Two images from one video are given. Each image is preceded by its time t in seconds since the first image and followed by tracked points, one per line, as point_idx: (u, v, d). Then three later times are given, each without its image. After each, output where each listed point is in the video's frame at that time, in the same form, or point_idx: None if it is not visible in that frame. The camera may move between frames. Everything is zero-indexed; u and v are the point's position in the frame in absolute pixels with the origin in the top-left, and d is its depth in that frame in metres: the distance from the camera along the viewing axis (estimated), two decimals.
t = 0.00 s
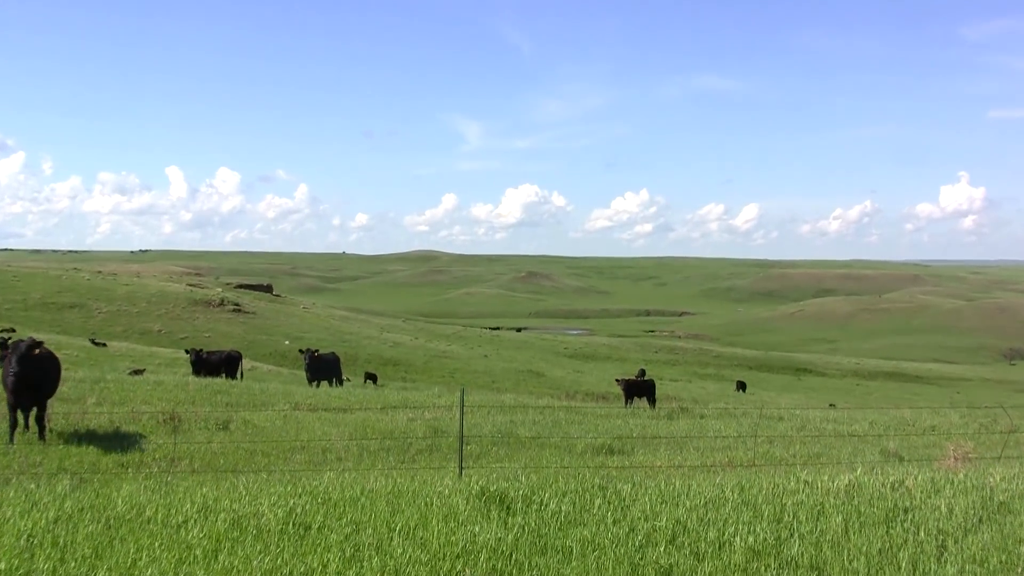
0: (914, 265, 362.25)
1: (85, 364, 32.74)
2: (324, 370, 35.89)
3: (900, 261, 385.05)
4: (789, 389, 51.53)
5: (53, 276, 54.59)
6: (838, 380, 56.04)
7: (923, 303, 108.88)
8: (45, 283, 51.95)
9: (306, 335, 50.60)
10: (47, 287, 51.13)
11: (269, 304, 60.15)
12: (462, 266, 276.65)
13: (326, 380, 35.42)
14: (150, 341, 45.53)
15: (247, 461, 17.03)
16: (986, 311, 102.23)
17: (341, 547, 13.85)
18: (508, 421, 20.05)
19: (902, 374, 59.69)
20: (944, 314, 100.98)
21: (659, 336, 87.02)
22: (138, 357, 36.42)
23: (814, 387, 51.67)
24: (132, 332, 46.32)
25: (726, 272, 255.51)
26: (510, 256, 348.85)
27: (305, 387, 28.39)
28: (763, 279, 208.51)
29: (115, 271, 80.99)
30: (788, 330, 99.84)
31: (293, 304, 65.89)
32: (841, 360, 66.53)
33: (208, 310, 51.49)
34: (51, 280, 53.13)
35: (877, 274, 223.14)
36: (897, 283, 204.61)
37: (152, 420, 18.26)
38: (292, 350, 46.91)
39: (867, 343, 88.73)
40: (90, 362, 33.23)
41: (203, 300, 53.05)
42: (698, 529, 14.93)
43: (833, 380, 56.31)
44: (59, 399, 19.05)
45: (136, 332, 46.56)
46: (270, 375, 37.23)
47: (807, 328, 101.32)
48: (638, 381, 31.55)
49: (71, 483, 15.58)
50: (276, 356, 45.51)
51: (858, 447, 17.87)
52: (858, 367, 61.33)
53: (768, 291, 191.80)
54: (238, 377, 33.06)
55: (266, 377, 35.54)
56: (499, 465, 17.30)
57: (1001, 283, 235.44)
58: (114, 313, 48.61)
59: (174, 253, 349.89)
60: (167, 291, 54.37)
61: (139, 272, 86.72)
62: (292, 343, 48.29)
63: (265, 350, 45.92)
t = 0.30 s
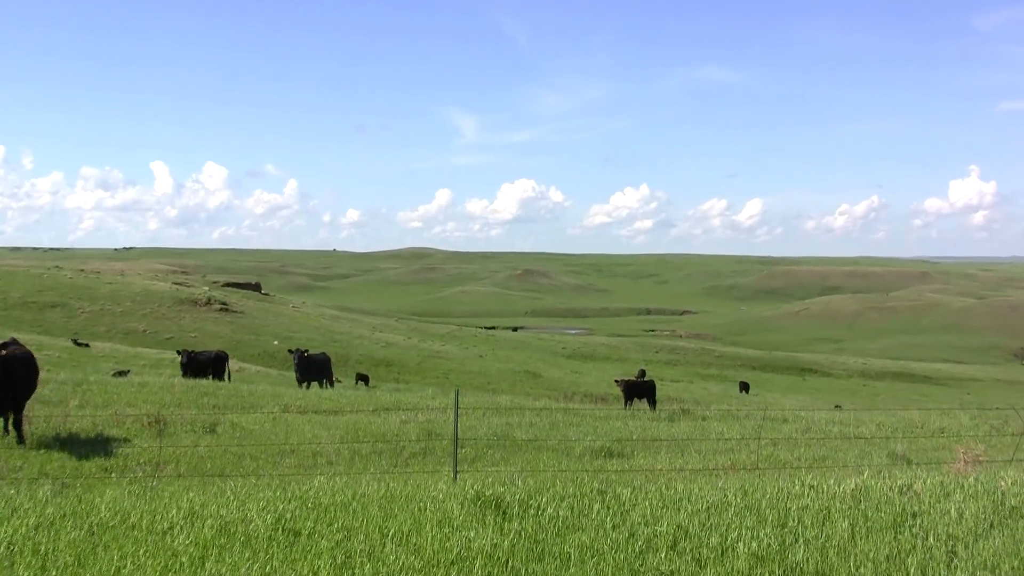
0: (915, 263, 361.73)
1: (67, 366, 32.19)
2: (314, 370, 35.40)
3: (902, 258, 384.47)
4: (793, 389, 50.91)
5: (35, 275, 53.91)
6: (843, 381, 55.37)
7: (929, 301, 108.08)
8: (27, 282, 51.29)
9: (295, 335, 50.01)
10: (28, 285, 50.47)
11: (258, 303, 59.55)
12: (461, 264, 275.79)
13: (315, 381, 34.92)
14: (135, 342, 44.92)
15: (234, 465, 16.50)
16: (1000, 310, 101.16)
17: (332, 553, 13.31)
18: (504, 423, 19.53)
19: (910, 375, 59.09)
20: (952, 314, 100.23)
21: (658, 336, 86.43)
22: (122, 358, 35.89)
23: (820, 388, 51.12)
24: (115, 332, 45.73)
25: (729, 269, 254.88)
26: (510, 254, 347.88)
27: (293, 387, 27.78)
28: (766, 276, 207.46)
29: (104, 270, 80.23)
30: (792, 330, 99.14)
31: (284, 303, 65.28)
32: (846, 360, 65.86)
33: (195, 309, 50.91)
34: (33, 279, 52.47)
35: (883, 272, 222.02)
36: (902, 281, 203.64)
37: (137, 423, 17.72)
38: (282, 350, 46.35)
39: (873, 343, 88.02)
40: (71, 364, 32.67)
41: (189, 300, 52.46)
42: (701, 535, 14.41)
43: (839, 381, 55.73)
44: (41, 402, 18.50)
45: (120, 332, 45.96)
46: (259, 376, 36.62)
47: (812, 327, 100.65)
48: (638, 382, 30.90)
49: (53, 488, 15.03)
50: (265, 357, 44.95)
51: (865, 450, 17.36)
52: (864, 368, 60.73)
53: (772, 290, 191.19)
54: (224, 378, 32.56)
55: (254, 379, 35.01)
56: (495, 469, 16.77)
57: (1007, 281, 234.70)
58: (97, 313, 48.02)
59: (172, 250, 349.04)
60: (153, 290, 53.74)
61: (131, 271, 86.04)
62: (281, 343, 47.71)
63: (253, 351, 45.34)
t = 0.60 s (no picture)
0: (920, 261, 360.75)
1: (51, 367, 31.65)
2: (307, 371, 34.85)
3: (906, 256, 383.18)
4: (801, 392, 50.25)
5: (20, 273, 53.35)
6: (852, 383, 54.70)
7: (939, 301, 107.14)
8: (12, 281, 50.75)
9: (287, 336, 49.45)
10: (12, 285, 49.94)
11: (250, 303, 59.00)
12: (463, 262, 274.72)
13: (308, 382, 34.35)
14: (122, 342, 44.40)
15: (225, 469, 15.99)
16: (1013, 309, 100.11)
17: (325, 560, 12.77)
18: (502, 426, 19.03)
19: (922, 376, 58.37)
20: (963, 313, 99.42)
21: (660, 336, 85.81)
22: (109, 359, 35.36)
23: (829, 390, 50.46)
24: (102, 332, 45.22)
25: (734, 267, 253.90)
26: (512, 251, 346.66)
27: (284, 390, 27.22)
28: (773, 275, 206.15)
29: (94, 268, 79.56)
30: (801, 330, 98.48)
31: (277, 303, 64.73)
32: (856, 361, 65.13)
33: (184, 309, 50.36)
34: (17, 278, 51.90)
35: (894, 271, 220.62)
36: (911, 280, 202.40)
37: (124, 427, 17.22)
38: (274, 351, 45.79)
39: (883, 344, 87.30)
40: (56, 365, 32.14)
41: (178, 299, 51.91)
42: (706, 541, 13.88)
43: (848, 383, 55.03)
44: (25, 405, 18.00)
45: (106, 332, 45.44)
46: (250, 378, 36.08)
47: (820, 327, 99.85)
48: (641, 385, 30.27)
49: (37, 493, 14.50)
50: (256, 357, 44.40)
51: (876, 454, 16.86)
52: (874, 369, 60.05)
53: (779, 289, 190.27)
54: (213, 380, 32.02)
55: (245, 381, 34.47)
56: (494, 473, 16.27)
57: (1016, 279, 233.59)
58: (82, 313, 47.49)
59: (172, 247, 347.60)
60: (141, 289, 53.19)
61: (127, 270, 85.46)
62: (273, 344, 47.13)
63: (243, 351, 44.81)
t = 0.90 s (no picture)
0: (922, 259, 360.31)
1: (33, 369, 31.13)
2: (298, 372, 34.29)
3: (910, 254, 382.28)
4: (807, 394, 49.66)
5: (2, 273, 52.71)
6: (860, 384, 54.09)
7: (948, 300, 106.19)
8: None
9: (276, 337, 48.87)
10: None
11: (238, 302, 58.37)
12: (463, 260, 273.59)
13: (298, 383, 33.80)
14: (106, 343, 43.84)
15: (212, 475, 15.47)
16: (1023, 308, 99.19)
17: (315, 568, 12.22)
18: (498, 429, 18.51)
19: (931, 377, 57.73)
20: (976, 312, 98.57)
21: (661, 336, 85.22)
22: (92, 360, 34.81)
23: (836, 392, 49.88)
24: (85, 333, 44.67)
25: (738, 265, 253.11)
26: (511, 249, 345.40)
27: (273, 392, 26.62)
28: (777, 273, 205.00)
29: (81, 267, 78.94)
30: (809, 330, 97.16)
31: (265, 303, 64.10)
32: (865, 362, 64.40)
33: (170, 310, 49.76)
34: None
35: (904, 268, 219.29)
36: (918, 279, 201.22)
37: (108, 431, 16.70)
38: (263, 352, 45.24)
39: (892, 344, 86.11)
40: (38, 367, 31.62)
41: (164, 299, 51.30)
42: (709, 547, 13.34)
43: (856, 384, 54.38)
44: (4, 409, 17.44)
45: (90, 334, 44.84)
46: (238, 380, 35.54)
47: (827, 326, 99.04)
48: (641, 387, 29.72)
49: (18, 500, 13.95)
50: (244, 359, 43.83)
51: (884, 458, 16.39)
52: (883, 371, 59.42)
53: (784, 288, 189.35)
54: (199, 381, 31.47)
55: (233, 383, 33.95)
56: (490, 478, 15.75)
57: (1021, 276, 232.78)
58: (65, 313, 46.92)
59: (170, 245, 346.67)
60: (125, 289, 52.57)
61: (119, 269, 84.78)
62: (263, 345, 46.56)
63: (230, 353, 44.24)
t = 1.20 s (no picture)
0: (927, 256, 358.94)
1: (16, 371, 30.65)
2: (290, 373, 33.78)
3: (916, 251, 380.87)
4: (815, 395, 49.07)
5: None
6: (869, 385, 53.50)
7: (963, 298, 104.68)
8: None
9: (267, 336, 48.36)
10: None
11: (228, 301, 57.79)
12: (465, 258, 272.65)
13: (289, 384, 33.29)
14: (91, 343, 43.32)
15: (202, 479, 14.97)
16: None
17: None
18: (497, 432, 18.01)
19: (942, 379, 57.06)
20: (993, 311, 96.57)
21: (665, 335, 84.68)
22: (76, 361, 34.31)
23: (845, 394, 49.29)
24: (69, 334, 44.15)
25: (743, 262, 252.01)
26: (514, 247, 344.63)
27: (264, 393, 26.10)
28: (783, 271, 203.80)
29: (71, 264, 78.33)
30: (816, 330, 95.34)
31: (256, 301, 63.53)
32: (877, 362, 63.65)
33: (157, 308, 49.20)
34: None
35: (916, 265, 217.53)
36: (929, 273, 199.16)
37: (94, 434, 16.21)
38: (253, 352, 44.72)
39: (904, 344, 84.31)
40: (21, 369, 31.15)
41: (151, 297, 50.72)
42: (715, 554, 12.81)
43: (865, 385, 53.74)
44: None
45: (75, 334, 44.30)
46: (228, 381, 35.04)
47: (836, 325, 97.92)
48: (646, 388, 29.21)
49: None
50: (233, 360, 43.33)
51: (895, 462, 15.89)
52: (893, 372, 58.73)
53: (791, 285, 188.24)
54: (186, 383, 31.01)
55: (223, 385, 33.49)
56: (488, 482, 15.24)
57: None
58: (49, 312, 46.37)
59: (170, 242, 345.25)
60: (111, 286, 51.99)
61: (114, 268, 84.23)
62: (253, 345, 46.03)
63: (218, 353, 43.67)
